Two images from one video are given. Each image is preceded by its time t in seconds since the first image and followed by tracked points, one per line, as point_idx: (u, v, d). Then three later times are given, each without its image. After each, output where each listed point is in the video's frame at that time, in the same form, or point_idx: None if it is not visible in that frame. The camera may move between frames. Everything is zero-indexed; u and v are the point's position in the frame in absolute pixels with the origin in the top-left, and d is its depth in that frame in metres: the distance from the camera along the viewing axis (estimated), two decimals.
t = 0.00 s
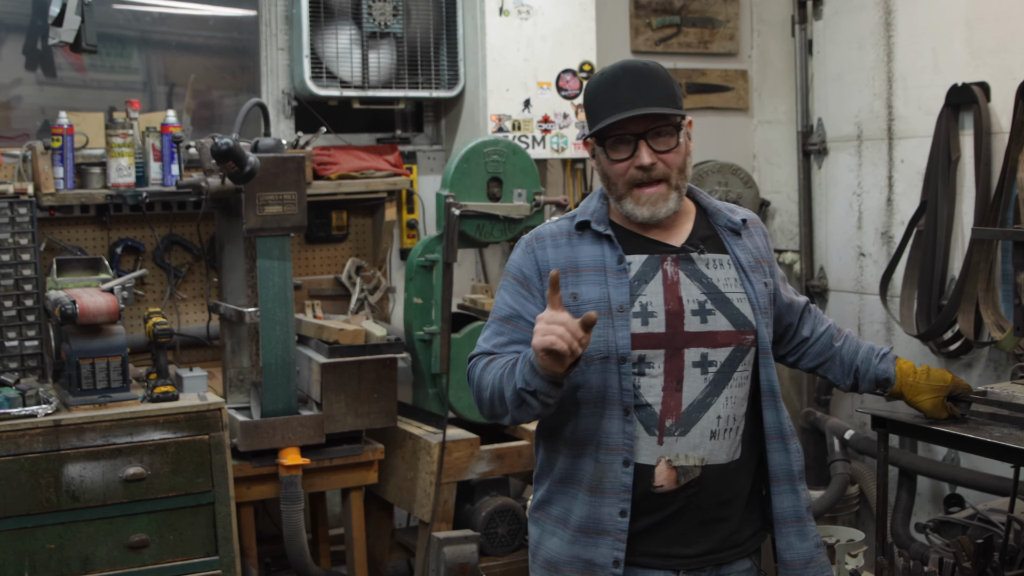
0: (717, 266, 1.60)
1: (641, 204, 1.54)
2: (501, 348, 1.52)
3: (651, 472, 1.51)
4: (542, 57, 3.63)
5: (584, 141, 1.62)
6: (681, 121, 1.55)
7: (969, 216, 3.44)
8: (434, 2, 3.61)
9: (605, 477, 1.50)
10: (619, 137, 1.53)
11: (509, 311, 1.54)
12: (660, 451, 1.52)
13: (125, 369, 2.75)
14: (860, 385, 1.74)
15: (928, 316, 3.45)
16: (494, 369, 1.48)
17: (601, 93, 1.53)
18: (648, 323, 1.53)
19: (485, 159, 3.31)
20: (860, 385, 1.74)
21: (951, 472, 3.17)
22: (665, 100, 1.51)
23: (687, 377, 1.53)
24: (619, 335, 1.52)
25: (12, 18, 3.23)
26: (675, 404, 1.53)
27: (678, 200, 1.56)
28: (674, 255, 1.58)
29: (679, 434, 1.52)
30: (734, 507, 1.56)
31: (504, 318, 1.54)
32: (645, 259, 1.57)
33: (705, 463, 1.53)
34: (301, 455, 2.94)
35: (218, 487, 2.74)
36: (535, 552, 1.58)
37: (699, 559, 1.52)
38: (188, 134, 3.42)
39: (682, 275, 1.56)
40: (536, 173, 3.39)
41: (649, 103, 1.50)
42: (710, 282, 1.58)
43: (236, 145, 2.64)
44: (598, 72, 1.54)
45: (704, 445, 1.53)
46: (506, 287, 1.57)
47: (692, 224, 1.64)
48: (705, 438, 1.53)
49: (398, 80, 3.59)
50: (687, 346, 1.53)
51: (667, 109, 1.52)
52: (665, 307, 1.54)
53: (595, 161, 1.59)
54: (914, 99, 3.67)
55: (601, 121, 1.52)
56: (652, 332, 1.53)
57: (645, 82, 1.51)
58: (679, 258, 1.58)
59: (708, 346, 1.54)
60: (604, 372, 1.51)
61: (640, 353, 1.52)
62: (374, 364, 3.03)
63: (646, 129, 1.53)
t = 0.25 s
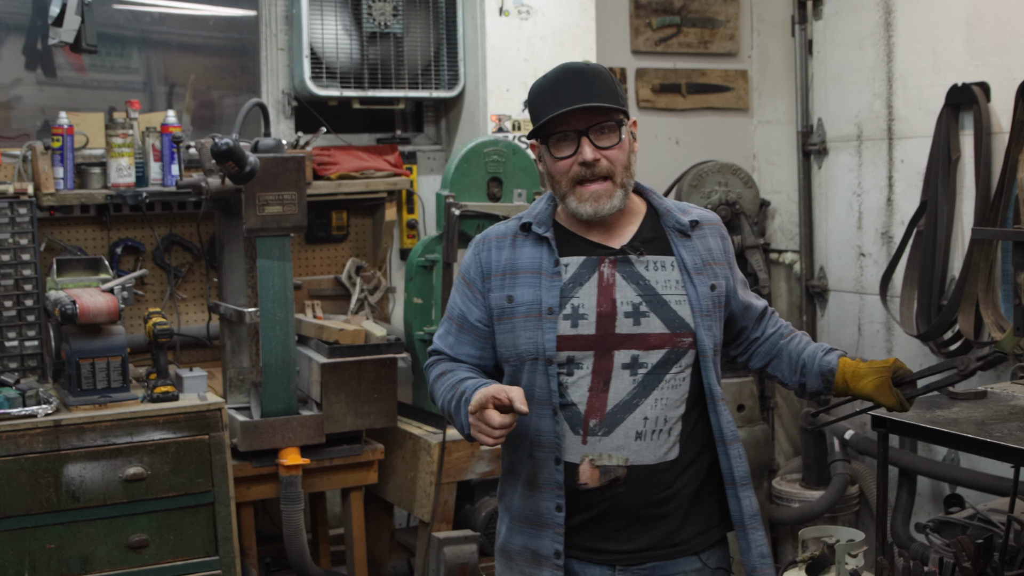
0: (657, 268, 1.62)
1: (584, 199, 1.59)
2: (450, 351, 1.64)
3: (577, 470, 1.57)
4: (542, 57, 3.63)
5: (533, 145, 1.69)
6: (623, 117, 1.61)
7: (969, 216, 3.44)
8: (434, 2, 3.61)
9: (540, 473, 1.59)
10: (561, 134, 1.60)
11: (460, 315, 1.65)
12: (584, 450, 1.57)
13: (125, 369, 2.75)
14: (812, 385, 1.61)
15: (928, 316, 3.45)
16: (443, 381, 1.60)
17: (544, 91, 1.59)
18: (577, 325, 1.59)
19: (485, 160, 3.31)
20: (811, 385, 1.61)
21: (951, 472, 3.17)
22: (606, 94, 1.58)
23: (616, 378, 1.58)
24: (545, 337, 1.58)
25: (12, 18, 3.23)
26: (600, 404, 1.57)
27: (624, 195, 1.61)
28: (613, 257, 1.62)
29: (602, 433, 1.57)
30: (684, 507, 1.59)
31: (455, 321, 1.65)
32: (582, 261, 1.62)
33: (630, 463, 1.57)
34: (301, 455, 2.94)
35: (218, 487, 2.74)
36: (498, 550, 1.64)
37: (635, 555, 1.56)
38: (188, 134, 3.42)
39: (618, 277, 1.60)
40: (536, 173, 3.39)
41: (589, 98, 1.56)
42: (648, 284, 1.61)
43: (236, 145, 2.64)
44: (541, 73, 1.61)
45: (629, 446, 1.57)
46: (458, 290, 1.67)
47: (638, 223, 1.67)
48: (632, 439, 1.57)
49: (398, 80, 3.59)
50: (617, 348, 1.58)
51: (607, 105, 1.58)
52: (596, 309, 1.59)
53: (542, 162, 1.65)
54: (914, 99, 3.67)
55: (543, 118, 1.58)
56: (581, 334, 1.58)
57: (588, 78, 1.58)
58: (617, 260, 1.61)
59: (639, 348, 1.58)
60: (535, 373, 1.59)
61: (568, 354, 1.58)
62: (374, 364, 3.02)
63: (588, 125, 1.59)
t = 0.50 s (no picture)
0: (600, 273, 1.71)
1: (539, 201, 1.69)
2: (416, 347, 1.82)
3: (518, 466, 1.68)
4: (542, 58, 3.63)
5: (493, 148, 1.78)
6: (580, 124, 1.69)
7: (969, 216, 3.44)
8: (434, 2, 3.61)
9: (483, 472, 1.72)
10: (520, 139, 1.69)
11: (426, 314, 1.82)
12: (525, 448, 1.68)
13: (125, 369, 2.75)
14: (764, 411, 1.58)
15: (928, 316, 3.45)
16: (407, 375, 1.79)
17: (505, 95, 1.68)
18: (517, 327, 1.70)
19: (485, 160, 3.31)
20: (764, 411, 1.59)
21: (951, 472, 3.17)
22: (564, 101, 1.66)
23: (553, 380, 1.67)
24: (482, 337, 1.71)
25: (12, 18, 3.23)
26: (540, 404, 1.67)
27: (577, 201, 1.70)
28: (558, 260, 1.72)
29: (541, 432, 1.67)
30: (640, 505, 1.66)
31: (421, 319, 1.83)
32: (528, 264, 1.73)
33: (568, 463, 1.65)
34: (301, 455, 2.94)
35: (219, 487, 2.74)
36: (466, 548, 1.77)
37: (583, 551, 1.64)
38: (188, 134, 3.42)
39: (560, 281, 1.70)
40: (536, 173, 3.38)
41: (545, 105, 1.65)
42: (588, 289, 1.69)
43: (236, 145, 2.64)
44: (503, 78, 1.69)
45: (566, 445, 1.65)
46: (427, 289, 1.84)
47: (590, 228, 1.76)
48: (569, 439, 1.65)
49: (397, 81, 3.60)
50: (554, 351, 1.68)
51: (563, 111, 1.66)
52: (536, 312, 1.69)
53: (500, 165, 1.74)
54: (914, 99, 3.67)
55: (502, 121, 1.67)
56: (519, 335, 1.69)
57: (548, 84, 1.66)
58: (561, 264, 1.71)
59: (576, 351, 1.67)
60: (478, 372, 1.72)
61: (508, 355, 1.70)
62: (374, 364, 3.02)
63: (545, 130, 1.67)
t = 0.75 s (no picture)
0: (568, 276, 1.68)
1: (515, 209, 1.68)
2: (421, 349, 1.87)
3: (493, 469, 1.71)
4: (542, 58, 3.63)
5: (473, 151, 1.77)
6: (550, 125, 1.66)
7: (969, 216, 3.44)
8: (433, 2, 3.61)
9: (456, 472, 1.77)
10: (489, 147, 1.68)
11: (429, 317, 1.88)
12: (498, 451, 1.70)
13: (125, 369, 2.75)
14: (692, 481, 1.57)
15: (928, 316, 3.45)
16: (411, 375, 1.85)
17: (471, 104, 1.67)
18: (490, 329, 1.72)
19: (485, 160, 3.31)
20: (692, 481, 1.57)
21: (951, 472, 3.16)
22: (530, 106, 1.63)
23: (521, 385, 1.68)
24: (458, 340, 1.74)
25: (12, 18, 3.23)
26: (510, 409, 1.69)
27: (552, 203, 1.68)
28: (531, 262, 1.72)
29: (512, 437, 1.69)
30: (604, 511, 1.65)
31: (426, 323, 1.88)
32: (506, 266, 1.75)
33: (536, 469, 1.66)
34: (301, 455, 2.94)
35: (218, 487, 2.74)
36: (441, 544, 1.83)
37: (561, 558, 1.65)
38: (188, 134, 3.42)
39: (531, 284, 1.70)
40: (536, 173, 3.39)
41: (509, 114, 1.63)
42: (556, 292, 1.68)
43: (236, 145, 2.64)
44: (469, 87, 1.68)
45: (534, 452, 1.66)
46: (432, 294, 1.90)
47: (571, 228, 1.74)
48: (537, 445, 1.66)
49: (397, 80, 3.60)
50: (521, 354, 1.68)
51: (526, 118, 1.63)
52: (507, 315, 1.70)
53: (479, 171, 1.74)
54: (914, 99, 3.67)
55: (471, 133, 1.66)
56: (491, 338, 1.71)
57: (513, 90, 1.64)
58: (533, 266, 1.71)
59: (541, 355, 1.66)
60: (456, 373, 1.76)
61: (481, 357, 1.72)
62: (374, 364, 3.03)
63: (513, 138, 1.66)
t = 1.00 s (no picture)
0: (579, 290, 1.62)
1: (528, 213, 1.62)
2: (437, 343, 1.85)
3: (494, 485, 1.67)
4: (542, 58, 3.63)
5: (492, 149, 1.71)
6: (573, 130, 1.59)
7: (969, 216, 3.44)
8: (434, 2, 3.61)
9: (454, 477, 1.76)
10: (506, 145, 1.61)
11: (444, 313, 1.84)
12: (500, 467, 1.67)
13: (124, 369, 2.75)
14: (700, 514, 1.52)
15: (928, 316, 3.45)
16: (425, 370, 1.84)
17: (495, 96, 1.60)
18: (497, 340, 1.67)
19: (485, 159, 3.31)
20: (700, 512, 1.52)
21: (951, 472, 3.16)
22: (554, 106, 1.57)
23: (524, 402, 1.63)
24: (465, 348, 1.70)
25: (12, 18, 3.23)
26: (512, 425, 1.64)
27: (567, 211, 1.61)
28: (542, 272, 1.66)
29: (512, 454, 1.64)
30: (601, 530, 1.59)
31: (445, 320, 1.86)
32: (518, 274, 1.69)
33: (534, 490, 1.62)
34: (300, 454, 2.94)
35: (218, 487, 2.73)
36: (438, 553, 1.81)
37: None
38: (188, 134, 3.42)
39: (541, 296, 1.64)
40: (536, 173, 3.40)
41: (529, 111, 1.57)
42: (565, 307, 1.62)
43: (236, 145, 2.64)
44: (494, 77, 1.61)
45: (533, 471, 1.61)
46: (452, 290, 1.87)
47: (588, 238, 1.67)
48: (535, 466, 1.61)
49: (398, 80, 3.60)
50: (526, 369, 1.63)
51: (545, 117, 1.56)
52: (515, 326, 1.65)
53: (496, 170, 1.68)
54: (914, 99, 3.67)
55: (490, 126, 1.60)
56: (497, 349, 1.67)
57: (539, 87, 1.57)
58: (543, 277, 1.66)
59: (545, 372, 1.60)
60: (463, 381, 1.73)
61: (488, 368, 1.68)
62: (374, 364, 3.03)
63: (533, 137, 1.59)
